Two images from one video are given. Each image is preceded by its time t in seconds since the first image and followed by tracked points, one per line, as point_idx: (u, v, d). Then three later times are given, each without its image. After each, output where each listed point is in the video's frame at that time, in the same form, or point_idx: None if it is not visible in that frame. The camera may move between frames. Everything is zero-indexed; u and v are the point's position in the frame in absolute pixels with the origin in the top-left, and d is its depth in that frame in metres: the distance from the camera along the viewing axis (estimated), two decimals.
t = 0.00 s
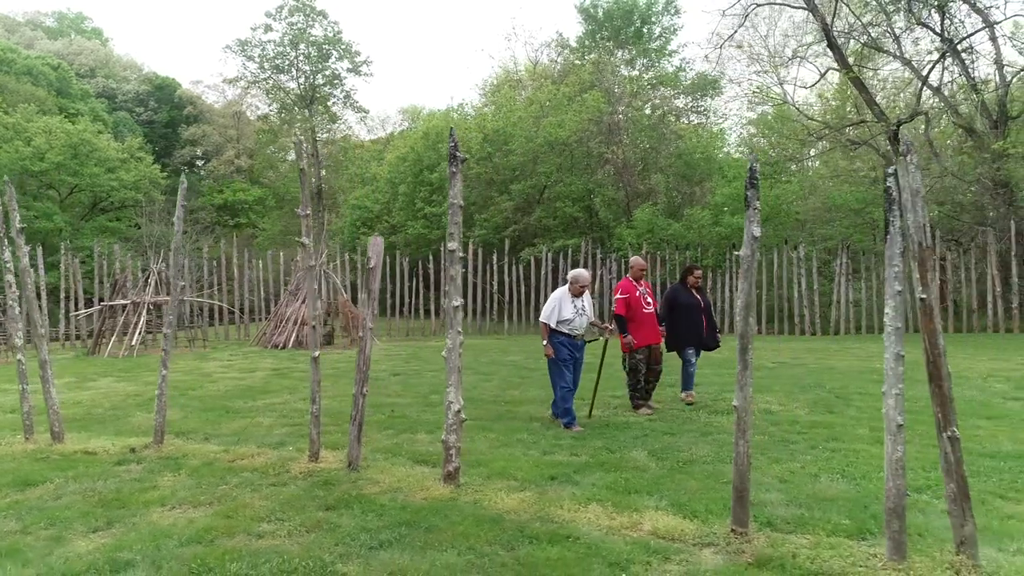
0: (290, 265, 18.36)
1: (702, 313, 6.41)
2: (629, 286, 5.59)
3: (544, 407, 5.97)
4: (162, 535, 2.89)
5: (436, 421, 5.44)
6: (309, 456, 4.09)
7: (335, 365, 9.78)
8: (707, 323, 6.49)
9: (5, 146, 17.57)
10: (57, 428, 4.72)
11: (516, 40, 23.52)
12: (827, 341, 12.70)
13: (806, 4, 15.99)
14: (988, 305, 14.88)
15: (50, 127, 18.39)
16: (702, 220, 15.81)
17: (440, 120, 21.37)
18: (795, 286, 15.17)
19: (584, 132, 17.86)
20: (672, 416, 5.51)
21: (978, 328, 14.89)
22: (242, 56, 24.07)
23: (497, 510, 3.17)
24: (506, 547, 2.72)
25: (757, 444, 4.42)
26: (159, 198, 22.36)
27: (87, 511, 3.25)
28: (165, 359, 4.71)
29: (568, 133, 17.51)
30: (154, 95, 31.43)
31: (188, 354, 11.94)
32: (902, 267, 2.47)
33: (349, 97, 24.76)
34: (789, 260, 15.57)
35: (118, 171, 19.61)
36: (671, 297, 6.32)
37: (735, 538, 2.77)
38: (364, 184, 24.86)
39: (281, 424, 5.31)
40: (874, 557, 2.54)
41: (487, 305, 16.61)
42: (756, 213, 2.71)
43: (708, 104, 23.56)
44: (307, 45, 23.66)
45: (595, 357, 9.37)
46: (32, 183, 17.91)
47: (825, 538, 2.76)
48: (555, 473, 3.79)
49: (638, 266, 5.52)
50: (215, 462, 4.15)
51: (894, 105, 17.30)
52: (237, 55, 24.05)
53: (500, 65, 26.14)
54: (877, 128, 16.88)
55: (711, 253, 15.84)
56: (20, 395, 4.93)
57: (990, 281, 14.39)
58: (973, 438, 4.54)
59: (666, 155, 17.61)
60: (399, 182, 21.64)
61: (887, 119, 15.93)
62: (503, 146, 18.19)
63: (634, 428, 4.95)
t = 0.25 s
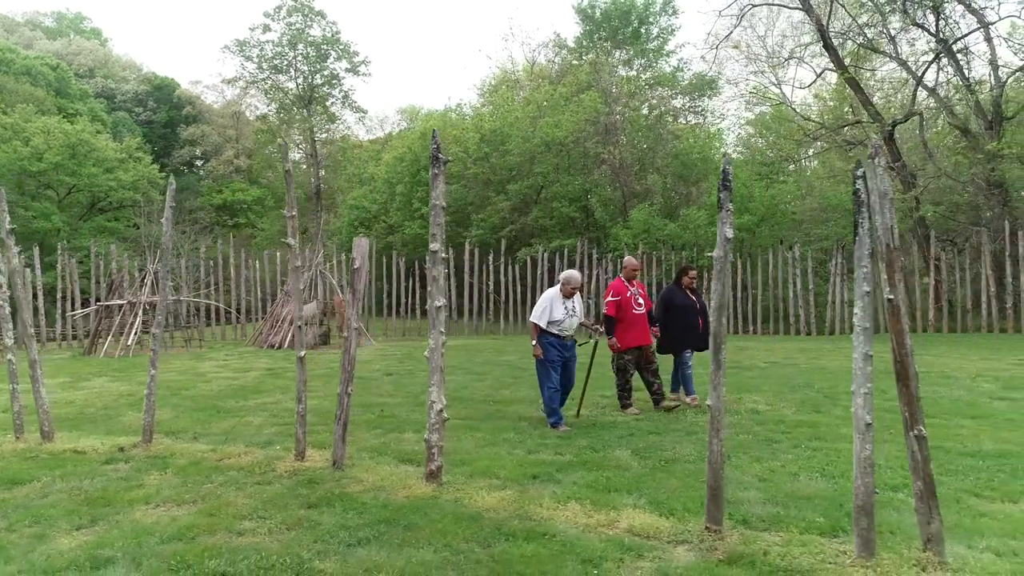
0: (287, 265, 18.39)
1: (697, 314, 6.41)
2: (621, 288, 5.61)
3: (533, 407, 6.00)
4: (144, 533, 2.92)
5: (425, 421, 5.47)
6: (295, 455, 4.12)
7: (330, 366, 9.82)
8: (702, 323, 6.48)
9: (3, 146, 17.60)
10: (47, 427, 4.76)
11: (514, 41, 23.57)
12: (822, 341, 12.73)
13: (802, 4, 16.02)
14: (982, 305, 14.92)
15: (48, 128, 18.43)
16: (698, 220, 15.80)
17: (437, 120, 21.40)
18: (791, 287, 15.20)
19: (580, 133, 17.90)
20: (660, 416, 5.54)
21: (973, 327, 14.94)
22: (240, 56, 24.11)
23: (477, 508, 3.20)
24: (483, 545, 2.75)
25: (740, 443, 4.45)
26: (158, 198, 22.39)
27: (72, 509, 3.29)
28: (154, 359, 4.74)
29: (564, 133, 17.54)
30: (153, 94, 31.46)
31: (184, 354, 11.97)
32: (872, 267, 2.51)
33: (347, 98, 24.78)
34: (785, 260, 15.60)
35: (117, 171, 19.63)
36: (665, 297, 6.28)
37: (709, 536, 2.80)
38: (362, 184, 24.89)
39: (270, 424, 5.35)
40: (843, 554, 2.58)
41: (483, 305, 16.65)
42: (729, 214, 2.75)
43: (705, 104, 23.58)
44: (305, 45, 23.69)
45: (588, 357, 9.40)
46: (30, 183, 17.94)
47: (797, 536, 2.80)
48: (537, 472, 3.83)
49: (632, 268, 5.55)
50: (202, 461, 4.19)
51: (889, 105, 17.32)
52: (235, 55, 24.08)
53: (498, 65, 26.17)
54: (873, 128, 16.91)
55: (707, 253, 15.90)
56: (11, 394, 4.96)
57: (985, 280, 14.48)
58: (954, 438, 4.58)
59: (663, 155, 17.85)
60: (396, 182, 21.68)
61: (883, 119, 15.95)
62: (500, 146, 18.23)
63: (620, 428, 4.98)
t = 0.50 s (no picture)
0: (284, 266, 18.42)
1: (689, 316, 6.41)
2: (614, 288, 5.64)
3: (521, 407, 6.04)
4: (125, 530, 2.96)
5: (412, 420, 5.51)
6: (280, 454, 4.17)
7: (324, 366, 9.86)
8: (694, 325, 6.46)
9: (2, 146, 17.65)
10: (36, 426, 4.80)
11: (511, 41, 23.62)
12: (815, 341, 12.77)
13: (797, 5, 16.07)
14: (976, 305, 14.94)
15: (47, 128, 18.47)
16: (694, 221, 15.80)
17: (435, 120, 21.45)
18: (785, 287, 15.24)
19: (577, 133, 17.93)
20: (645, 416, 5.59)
21: (966, 327, 14.95)
22: (239, 57, 24.16)
23: (454, 506, 3.25)
24: (457, 541, 2.79)
25: (721, 442, 4.50)
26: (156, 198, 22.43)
27: (56, 507, 3.33)
28: (142, 358, 4.79)
29: (560, 133, 17.58)
30: (152, 94, 31.50)
31: (180, 354, 12.01)
32: (837, 268, 2.55)
33: (345, 98, 24.83)
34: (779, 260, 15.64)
35: (115, 171, 19.67)
36: (659, 298, 6.25)
37: (680, 533, 2.84)
38: (360, 184, 24.92)
39: (258, 423, 5.39)
40: (809, 550, 2.62)
41: (479, 305, 16.70)
42: (699, 216, 2.79)
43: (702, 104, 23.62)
44: (303, 46, 23.75)
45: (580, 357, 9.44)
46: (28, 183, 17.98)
47: (766, 532, 2.84)
48: (517, 471, 3.87)
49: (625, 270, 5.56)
50: (188, 460, 4.23)
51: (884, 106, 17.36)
52: (233, 55, 24.13)
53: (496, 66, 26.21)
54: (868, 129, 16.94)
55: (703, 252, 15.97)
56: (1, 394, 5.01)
57: (978, 281, 14.46)
58: (934, 437, 4.62)
59: (659, 155, 17.88)
60: (393, 182, 21.72)
61: (877, 120, 15.99)
62: (497, 146, 18.28)
63: (604, 428, 5.02)
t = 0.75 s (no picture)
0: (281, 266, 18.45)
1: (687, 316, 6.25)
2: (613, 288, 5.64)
3: (510, 407, 6.08)
4: (109, 527, 3.00)
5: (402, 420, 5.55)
6: (268, 452, 4.21)
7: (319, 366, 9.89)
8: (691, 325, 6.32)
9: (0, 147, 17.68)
10: (27, 426, 4.84)
11: (508, 42, 23.66)
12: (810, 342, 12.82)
13: (793, 5, 16.11)
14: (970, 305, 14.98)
15: (45, 128, 18.51)
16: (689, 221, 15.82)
17: (432, 121, 21.51)
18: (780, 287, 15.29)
19: (574, 133, 17.95)
20: (633, 415, 5.63)
21: (961, 327, 14.99)
22: (237, 57, 24.20)
23: (437, 504, 3.28)
24: (436, 539, 2.83)
25: (706, 441, 4.53)
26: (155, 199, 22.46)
27: (43, 505, 3.37)
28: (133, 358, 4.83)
29: (557, 134, 17.62)
30: (151, 95, 31.56)
31: (176, 355, 12.06)
32: (809, 269, 2.59)
33: (344, 98, 24.87)
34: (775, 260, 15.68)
35: (113, 172, 19.69)
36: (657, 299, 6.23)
37: (657, 530, 2.88)
38: (358, 184, 24.96)
39: (249, 423, 5.43)
40: (782, 547, 2.66)
41: (476, 305, 16.74)
42: (675, 218, 2.83)
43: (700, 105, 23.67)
44: (302, 46, 23.82)
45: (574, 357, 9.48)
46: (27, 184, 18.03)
47: (741, 530, 2.88)
48: (501, 470, 3.91)
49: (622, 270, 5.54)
50: (177, 458, 4.27)
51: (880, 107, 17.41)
52: (232, 55, 24.17)
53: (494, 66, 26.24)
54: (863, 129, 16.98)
55: (698, 251, 16.00)
56: None
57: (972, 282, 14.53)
58: (917, 437, 4.65)
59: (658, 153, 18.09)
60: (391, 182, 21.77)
61: (873, 120, 16.02)
62: (493, 147, 18.33)
63: (591, 427, 5.07)
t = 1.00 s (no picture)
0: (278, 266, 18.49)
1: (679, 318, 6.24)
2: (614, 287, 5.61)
3: (499, 406, 6.13)
4: (93, 524, 3.05)
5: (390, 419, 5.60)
6: (254, 452, 4.25)
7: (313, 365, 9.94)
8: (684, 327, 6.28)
9: None
10: (17, 425, 4.89)
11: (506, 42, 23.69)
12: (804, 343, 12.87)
13: (788, 6, 16.14)
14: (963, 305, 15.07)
15: (43, 129, 18.54)
16: (685, 222, 15.83)
17: (429, 121, 21.56)
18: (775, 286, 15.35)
19: (569, 135, 17.86)
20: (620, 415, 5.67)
21: (955, 328, 15.09)
22: (236, 57, 24.25)
23: (417, 502, 3.33)
24: (414, 536, 2.88)
25: (689, 440, 4.58)
26: (154, 199, 22.52)
27: (29, 503, 3.42)
28: (123, 359, 4.88)
29: (553, 134, 17.65)
30: (150, 95, 31.61)
31: (172, 355, 12.10)
32: (777, 271, 2.65)
33: (342, 99, 24.92)
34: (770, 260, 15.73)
35: (111, 172, 19.72)
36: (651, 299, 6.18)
37: (631, 527, 2.93)
38: (356, 185, 25.02)
39: (238, 422, 5.48)
40: (751, 544, 2.71)
41: (472, 305, 16.79)
42: (647, 220, 2.88)
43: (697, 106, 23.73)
44: (300, 47, 23.86)
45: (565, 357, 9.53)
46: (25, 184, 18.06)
47: (713, 526, 2.93)
48: (484, 468, 3.96)
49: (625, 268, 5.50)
50: (164, 457, 4.32)
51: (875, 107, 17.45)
52: (230, 56, 24.20)
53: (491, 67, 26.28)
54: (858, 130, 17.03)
55: (693, 252, 15.86)
56: None
57: (966, 283, 14.61)
58: (898, 435, 4.70)
59: (651, 155, 17.64)
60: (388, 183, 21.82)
61: (868, 121, 16.06)
62: (490, 147, 18.37)
63: (577, 427, 5.12)
